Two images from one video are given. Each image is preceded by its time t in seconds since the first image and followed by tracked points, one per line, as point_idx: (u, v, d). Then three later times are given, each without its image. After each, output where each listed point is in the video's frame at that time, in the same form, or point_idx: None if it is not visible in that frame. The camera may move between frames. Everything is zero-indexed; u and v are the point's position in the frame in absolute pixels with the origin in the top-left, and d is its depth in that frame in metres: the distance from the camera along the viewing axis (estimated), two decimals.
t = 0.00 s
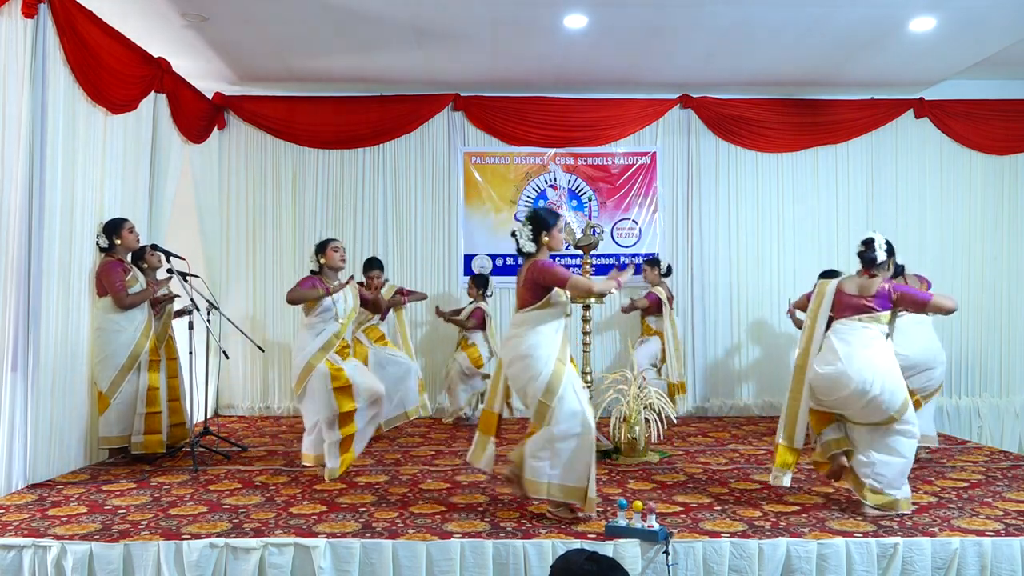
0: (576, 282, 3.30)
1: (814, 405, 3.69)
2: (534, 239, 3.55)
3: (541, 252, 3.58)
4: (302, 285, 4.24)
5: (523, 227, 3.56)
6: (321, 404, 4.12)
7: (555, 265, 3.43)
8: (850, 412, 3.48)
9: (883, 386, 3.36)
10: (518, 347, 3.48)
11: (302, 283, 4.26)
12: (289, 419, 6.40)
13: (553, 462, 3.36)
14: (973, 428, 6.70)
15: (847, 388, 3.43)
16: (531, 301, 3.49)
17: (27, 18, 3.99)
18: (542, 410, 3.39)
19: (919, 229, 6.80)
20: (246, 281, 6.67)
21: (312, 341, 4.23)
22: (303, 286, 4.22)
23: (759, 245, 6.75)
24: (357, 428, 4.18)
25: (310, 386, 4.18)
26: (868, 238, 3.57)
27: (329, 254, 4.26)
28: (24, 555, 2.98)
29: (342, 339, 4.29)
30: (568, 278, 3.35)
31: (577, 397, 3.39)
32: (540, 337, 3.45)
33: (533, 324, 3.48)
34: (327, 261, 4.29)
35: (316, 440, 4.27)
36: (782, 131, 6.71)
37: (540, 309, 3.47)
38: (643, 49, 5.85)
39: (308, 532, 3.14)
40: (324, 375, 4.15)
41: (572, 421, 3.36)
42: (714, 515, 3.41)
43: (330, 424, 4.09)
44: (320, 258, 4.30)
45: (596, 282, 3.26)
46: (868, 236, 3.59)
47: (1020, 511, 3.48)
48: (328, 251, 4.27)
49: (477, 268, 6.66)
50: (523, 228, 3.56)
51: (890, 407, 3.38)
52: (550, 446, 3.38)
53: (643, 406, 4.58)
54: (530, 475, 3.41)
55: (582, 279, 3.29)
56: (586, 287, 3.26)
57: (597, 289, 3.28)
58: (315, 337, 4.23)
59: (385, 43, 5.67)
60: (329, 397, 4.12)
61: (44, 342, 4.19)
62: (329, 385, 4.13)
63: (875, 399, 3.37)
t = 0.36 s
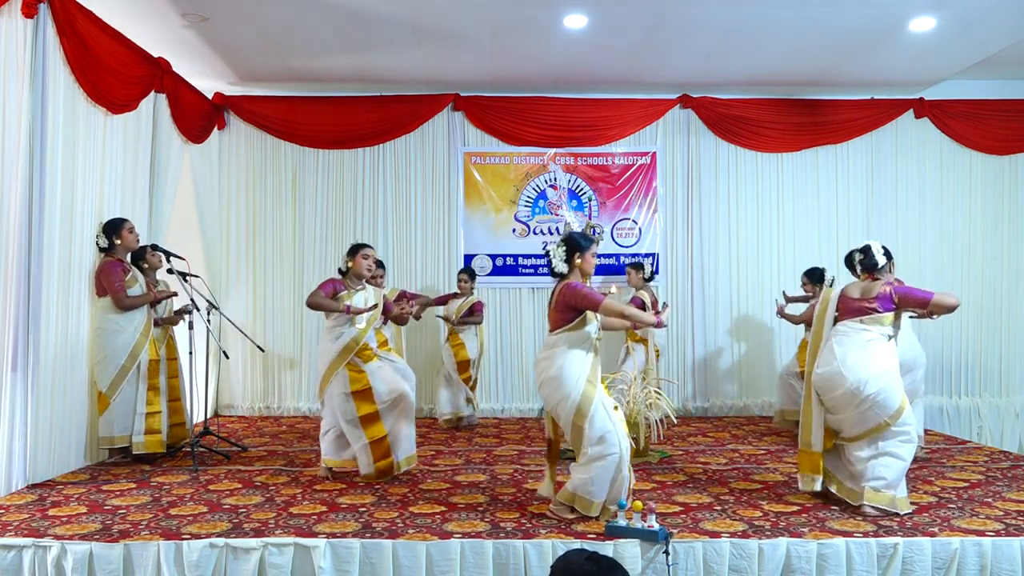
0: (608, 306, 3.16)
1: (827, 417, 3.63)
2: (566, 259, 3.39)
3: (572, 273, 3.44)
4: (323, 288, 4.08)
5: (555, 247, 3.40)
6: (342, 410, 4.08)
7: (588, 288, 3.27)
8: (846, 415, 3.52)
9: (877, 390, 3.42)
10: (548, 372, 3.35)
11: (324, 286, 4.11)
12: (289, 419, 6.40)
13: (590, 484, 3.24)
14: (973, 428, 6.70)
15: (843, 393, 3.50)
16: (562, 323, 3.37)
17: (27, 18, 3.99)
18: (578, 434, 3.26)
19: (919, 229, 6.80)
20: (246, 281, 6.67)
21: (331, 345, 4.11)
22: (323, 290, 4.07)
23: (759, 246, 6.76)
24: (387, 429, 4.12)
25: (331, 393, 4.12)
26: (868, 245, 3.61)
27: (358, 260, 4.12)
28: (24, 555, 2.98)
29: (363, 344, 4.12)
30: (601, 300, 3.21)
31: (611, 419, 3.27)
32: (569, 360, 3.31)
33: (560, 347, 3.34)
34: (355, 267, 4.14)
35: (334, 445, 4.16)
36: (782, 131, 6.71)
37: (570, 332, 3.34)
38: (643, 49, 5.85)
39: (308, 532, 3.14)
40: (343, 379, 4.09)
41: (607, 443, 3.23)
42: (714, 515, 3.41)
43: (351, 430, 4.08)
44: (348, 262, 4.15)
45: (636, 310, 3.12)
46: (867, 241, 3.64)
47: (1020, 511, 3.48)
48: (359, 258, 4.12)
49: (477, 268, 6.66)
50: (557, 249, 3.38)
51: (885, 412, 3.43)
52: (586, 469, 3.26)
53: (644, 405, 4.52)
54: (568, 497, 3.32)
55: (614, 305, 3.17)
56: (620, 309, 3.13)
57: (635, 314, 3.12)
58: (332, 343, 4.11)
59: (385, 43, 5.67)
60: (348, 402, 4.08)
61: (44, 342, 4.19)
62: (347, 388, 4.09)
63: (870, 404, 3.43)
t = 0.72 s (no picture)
0: (641, 275, 3.19)
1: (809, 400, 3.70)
2: (597, 229, 3.51)
3: (600, 243, 3.55)
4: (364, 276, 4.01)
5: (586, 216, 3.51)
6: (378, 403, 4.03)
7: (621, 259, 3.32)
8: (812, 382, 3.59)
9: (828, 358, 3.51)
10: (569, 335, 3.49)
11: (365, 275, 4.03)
12: (289, 419, 6.39)
13: (576, 451, 3.35)
14: (973, 427, 6.71)
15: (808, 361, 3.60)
16: (592, 292, 3.44)
17: (27, 18, 3.99)
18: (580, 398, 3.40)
19: (920, 229, 6.79)
20: (246, 281, 6.67)
21: (374, 338, 4.08)
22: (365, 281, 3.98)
23: (759, 246, 6.75)
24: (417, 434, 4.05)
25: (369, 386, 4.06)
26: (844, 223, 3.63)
27: (399, 252, 4.03)
28: (24, 555, 2.98)
29: (405, 336, 4.08)
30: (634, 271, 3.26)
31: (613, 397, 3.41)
32: (594, 327, 3.43)
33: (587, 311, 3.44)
34: (397, 259, 4.05)
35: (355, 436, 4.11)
36: (782, 131, 6.71)
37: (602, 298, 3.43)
38: (643, 50, 5.85)
39: (308, 532, 3.14)
40: (383, 375, 4.02)
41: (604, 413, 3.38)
42: (714, 515, 3.41)
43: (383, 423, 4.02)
44: (388, 254, 4.07)
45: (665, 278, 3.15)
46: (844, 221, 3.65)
47: (1020, 511, 3.48)
48: (400, 249, 4.04)
49: (477, 268, 6.65)
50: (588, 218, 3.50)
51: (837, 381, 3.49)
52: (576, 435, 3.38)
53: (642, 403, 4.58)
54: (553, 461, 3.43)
55: (644, 273, 3.20)
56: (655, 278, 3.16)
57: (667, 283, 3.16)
58: (378, 335, 4.08)
59: (385, 43, 5.67)
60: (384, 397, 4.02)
61: (44, 342, 4.19)
62: (386, 385, 4.03)
63: (821, 371, 3.52)
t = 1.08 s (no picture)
0: (649, 268, 3.32)
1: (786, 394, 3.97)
2: (609, 226, 3.61)
3: (612, 239, 3.66)
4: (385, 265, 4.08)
5: (598, 214, 3.62)
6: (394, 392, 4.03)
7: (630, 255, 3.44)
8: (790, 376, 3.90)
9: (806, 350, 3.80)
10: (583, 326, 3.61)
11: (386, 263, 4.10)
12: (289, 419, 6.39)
13: (594, 437, 3.50)
14: (973, 427, 6.71)
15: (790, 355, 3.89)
16: (605, 286, 3.56)
17: (27, 18, 3.99)
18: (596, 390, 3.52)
19: (919, 229, 6.79)
20: (246, 281, 6.67)
21: (399, 324, 4.09)
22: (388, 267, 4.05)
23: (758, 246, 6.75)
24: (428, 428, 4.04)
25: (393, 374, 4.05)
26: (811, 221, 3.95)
27: (419, 239, 4.05)
28: (24, 555, 2.98)
29: (428, 321, 4.09)
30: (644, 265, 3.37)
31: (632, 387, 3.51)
32: (608, 320, 3.53)
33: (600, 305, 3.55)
34: (417, 245, 4.08)
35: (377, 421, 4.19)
36: (782, 131, 6.71)
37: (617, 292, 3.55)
38: (643, 50, 5.85)
39: (308, 532, 3.14)
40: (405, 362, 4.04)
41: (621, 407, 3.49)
42: (714, 515, 3.41)
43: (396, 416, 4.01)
44: (410, 241, 4.09)
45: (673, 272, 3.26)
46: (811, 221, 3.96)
47: (1020, 511, 3.48)
48: (419, 235, 4.06)
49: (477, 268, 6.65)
50: (599, 216, 3.60)
51: (813, 374, 3.78)
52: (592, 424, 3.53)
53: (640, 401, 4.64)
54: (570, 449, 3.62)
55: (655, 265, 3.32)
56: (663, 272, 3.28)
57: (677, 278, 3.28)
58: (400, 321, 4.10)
59: (385, 43, 5.67)
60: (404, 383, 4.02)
61: (44, 343, 4.19)
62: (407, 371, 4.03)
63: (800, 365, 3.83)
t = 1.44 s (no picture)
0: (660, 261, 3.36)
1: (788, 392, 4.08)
2: (616, 223, 3.66)
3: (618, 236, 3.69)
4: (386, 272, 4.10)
5: (605, 211, 3.67)
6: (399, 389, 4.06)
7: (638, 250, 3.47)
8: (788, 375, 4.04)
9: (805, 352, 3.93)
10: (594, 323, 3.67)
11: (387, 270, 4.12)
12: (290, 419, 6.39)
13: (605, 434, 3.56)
14: (973, 427, 6.72)
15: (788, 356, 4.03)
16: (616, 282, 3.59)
17: (27, 18, 3.99)
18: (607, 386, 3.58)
19: (920, 229, 6.79)
20: (246, 281, 6.67)
21: (399, 326, 4.14)
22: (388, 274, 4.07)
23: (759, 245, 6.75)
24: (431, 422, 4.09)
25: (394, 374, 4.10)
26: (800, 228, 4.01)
27: (419, 241, 4.06)
28: (24, 555, 2.98)
29: (428, 325, 4.14)
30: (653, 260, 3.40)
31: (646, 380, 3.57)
32: (620, 316, 3.58)
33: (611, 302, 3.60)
34: (415, 249, 4.09)
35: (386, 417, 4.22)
36: (782, 131, 6.71)
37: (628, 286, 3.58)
38: (643, 50, 5.85)
39: (308, 532, 3.14)
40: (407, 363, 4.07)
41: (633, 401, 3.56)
42: (714, 515, 3.41)
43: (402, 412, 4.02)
44: (409, 245, 4.11)
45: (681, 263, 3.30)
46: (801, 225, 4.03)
47: (1020, 511, 3.48)
48: (418, 238, 4.07)
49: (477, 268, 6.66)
50: (607, 213, 3.65)
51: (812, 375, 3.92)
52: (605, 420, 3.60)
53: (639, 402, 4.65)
54: (581, 448, 3.66)
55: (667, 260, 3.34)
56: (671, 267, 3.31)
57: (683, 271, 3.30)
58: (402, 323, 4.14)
59: (386, 44, 5.67)
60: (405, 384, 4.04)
61: (44, 342, 4.19)
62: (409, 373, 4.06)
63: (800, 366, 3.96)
